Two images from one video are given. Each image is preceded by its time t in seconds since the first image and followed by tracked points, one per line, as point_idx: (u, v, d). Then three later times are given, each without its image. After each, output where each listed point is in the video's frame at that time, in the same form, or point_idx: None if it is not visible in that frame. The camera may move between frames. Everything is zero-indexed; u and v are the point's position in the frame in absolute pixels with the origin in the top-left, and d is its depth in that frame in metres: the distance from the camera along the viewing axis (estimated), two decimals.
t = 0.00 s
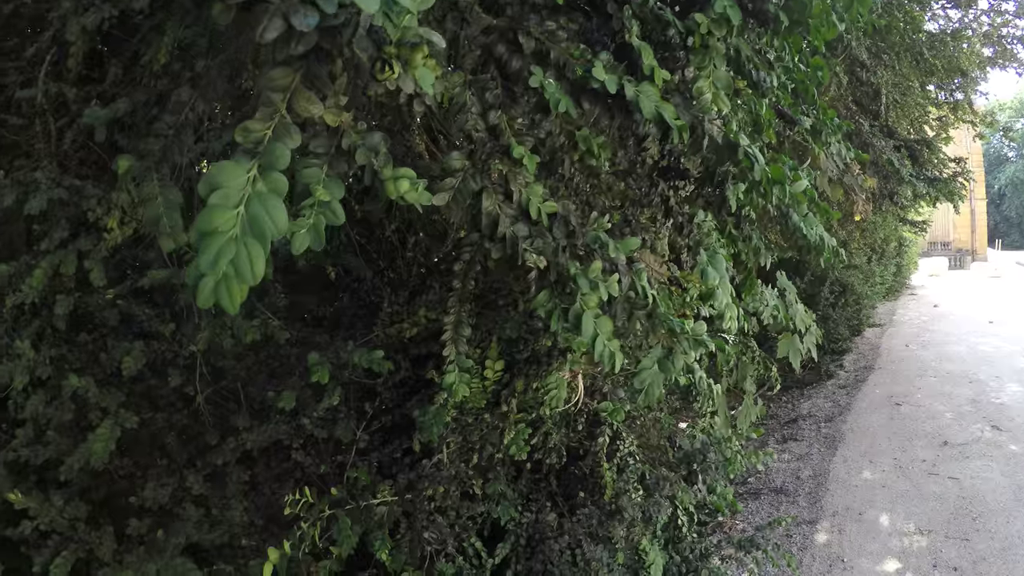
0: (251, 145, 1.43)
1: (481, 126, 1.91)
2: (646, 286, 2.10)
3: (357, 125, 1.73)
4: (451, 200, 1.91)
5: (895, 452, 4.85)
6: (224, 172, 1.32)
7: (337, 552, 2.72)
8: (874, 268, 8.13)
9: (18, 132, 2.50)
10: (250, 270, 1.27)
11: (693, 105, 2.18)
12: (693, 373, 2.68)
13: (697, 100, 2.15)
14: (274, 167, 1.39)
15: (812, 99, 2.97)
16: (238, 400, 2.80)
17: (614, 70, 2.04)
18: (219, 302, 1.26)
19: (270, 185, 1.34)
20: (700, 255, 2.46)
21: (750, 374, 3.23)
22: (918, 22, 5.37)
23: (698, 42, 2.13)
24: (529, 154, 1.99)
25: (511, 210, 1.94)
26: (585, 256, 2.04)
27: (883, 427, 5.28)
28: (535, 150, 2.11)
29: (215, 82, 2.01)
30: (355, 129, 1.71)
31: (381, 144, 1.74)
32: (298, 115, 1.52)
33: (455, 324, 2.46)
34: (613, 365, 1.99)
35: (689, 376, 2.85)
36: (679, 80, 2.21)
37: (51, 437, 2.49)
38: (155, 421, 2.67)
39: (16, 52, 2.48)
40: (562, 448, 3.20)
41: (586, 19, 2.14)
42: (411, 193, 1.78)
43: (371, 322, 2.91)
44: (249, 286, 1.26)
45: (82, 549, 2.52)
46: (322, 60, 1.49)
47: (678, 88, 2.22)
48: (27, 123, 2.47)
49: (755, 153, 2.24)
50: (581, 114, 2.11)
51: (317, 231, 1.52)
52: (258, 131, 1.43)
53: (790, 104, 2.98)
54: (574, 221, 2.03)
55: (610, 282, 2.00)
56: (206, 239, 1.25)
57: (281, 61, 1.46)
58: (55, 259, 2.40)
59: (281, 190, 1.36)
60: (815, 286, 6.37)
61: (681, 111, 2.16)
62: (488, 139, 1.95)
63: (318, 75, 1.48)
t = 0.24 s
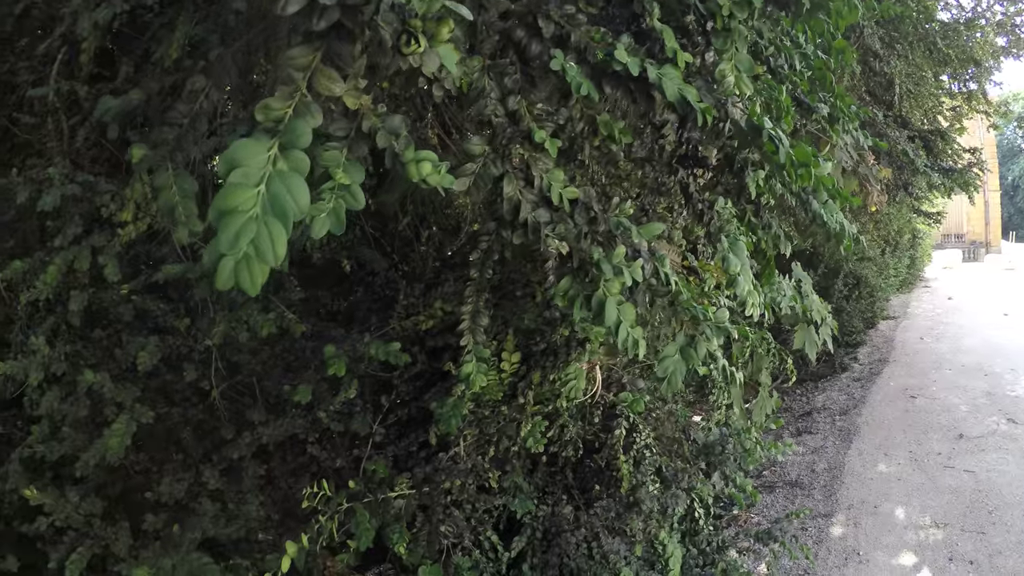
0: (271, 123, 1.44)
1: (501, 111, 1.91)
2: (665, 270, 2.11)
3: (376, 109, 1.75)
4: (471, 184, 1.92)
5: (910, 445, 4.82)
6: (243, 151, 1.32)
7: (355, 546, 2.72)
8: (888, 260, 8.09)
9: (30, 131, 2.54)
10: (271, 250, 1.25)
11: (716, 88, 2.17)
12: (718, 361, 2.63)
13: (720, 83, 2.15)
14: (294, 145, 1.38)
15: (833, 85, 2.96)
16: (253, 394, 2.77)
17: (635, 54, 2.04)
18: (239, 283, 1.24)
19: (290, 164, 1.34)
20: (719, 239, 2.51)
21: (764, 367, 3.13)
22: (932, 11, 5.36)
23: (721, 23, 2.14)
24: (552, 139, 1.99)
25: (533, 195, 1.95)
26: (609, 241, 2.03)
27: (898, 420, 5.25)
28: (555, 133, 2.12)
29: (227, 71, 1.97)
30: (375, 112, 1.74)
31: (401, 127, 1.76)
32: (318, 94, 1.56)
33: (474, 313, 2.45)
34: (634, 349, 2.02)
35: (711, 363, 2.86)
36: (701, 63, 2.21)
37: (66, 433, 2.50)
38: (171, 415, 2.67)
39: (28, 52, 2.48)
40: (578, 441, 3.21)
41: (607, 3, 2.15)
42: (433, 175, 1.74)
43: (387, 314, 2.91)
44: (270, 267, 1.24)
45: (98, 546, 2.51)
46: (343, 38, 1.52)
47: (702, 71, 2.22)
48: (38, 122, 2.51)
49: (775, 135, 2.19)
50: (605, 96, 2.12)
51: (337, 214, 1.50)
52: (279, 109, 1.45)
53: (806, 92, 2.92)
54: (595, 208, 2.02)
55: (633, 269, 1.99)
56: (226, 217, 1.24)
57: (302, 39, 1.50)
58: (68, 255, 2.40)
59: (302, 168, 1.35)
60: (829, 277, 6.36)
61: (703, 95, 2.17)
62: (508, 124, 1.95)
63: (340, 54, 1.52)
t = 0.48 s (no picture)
0: (311, 122, 1.47)
1: (529, 109, 1.94)
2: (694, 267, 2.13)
3: (409, 108, 1.78)
4: (501, 182, 1.95)
5: (932, 446, 4.79)
6: (285, 148, 1.35)
7: (381, 539, 2.78)
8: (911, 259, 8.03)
9: (57, 132, 2.53)
10: (314, 246, 1.28)
11: (742, 86, 2.19)
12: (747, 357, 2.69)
13: (746, 80, 2.17)
14: (334, 144, 1.41)
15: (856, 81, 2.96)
16: (280, 389, 2.80)
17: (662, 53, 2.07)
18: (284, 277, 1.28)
19: (330, 161, 1.37)
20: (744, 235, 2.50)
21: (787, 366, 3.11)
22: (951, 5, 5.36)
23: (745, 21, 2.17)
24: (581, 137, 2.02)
25: (562, 192, 1.98)
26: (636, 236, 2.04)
27: (921, 421, 5.22)
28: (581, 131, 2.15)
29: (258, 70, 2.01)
30: (408, 111, 1.75)
31: (434, 126, 1.79)
32: (355, 94, 1.59)
33: (502, 309, 2.49)
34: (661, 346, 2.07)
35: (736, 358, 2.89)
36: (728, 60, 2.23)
37: (94, 427, 2.54)
38: (198, 411, 2.69)
39: (53, 54, 2.49)
40: (601, 438, 3.24)
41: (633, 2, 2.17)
42: (468, 173, 1.79)
43: (413, 311, 2.93)
44: (313, 263, 1.28)
45: (125, 537, 2.55)
46: (378, 38, 1.56)
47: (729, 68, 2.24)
48: (65, 123, 2.51)
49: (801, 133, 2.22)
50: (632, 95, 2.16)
51: (372, 212, 1.53)
52: (318, 108, 1.48)
53: (829, 89, 2.91)
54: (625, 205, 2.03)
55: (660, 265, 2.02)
56: (269, 214, 1.28)
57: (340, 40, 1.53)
58: (98, 253, 2.42)
59: (342, 166, 1.38)
60: (851, 275, 6.35)
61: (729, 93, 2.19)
62: (537, 122, 1.98)
63: (376, 54, 1.57)
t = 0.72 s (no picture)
0: (365, 124, 1.55)
1: (565, 109, 2.01)
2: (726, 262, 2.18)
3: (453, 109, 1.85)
4: (540, 179, 2.02)
5: (964, 448, 4.76)
6: (343, 150, 1.43)
7: (415, 526, 2.87)
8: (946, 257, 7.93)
9: (96, 132, 2.65)
10: (371, 240, 1.33)
11: (772, 86, 2.23)
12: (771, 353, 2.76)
13: (777, 80, 2.21)
14: (388, 146, 1.48)
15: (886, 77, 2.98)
16: (317, 381, 2.88)
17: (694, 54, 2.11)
18: (343, 270, 1.33)
19: (384, 162, 1.43)
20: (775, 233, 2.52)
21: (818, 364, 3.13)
22: None
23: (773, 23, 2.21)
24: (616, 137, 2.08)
25: (598, 189, 2.04)
26: (670, 233, 2.11)
27: (952, 422, 5.19)
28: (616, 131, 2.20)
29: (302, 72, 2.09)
30: (452, 112, 1.81)
31: (478, 127, 1.84)
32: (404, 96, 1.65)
33: (538, 303, 2.56)
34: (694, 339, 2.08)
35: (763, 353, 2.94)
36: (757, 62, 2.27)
37: (137, 415, 2.64)
38: (236, 401, 2.77)
39: (89, 56, 2.63)
40: (632, 433, 3.29)
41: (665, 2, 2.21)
42: (510, 171, 1.88)
43: (448, 305, 3.00)
44: (370, 256, 1.32)
45: (164, 522, 2.65)
46: (426, 45, 1.61)
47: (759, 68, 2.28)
48: (103, 123, 2.63)
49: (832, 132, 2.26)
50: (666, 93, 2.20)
51: (420, 209, 1.61)
52: (371, 111, 1.56)
53: (861, 85, 2.94)
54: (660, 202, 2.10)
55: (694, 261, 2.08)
56: (328, 211, 1.35)
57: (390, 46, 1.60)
58: (140, 247, 2.52)
59: (396, 167, 1.44)
60: (884, 273, 6.30)
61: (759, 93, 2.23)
62: (573, 122, 2.04)
63: (424, 60, 1.62)
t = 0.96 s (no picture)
0: (413, 128, 1.60)
1: (596, 112, 2.09)
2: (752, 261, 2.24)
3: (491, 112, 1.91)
4: (572, 179, 2.09)
5: (989, 452, 4.75)
6: (394, 152, 1.49)
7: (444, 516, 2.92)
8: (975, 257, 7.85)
9: (131, 130, 2.84)
10: (423, 237, 1.44)
11: (795, 89, 2.30)
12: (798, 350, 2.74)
13: (801, 84, 2.28)
14: (435, 147, 1.54)
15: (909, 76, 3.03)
16: (349, 373, 2.97)
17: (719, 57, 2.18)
18: (396, 264, 1.43)
19: (434, 164, 1.49)
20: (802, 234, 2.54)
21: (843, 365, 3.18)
22: None
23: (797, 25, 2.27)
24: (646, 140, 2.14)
25: (628, 189, 2.11)
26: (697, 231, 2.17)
27: (978, 426, 5.18)
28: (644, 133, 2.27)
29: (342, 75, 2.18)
30: (492, 116, 1.85)
31: (515, 130, 1.88)
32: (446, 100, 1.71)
33: (568, 300, 2.63)
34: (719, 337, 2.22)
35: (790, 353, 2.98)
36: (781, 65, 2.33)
37: (172, 405, 2.75)
38: (270, 393, 2.87)
39: (121, 57, 2.83)
40: (656, 429, 3.35)
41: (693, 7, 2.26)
42: (545, 172, 1.97)
43: (478, 303, 3.06)
44: (421, 251, 1.43)
45: (197, 510, 2.79)
46: (469, 54, 1.67)
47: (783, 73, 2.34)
48: (138, 122, 2.82)
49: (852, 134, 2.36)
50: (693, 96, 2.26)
51: (464, 211, 1.63)
52: (419, 117, 1.60)
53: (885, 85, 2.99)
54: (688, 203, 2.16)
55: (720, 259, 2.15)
56: (382, 210, 1.43)
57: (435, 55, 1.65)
58: (179, 244, 2.61)
59: (444, 168, 1.50)
60: (912, 273, 6.27)
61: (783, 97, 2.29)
62: (604, 124, 2.11)
63: (468, 67, 1.67)
